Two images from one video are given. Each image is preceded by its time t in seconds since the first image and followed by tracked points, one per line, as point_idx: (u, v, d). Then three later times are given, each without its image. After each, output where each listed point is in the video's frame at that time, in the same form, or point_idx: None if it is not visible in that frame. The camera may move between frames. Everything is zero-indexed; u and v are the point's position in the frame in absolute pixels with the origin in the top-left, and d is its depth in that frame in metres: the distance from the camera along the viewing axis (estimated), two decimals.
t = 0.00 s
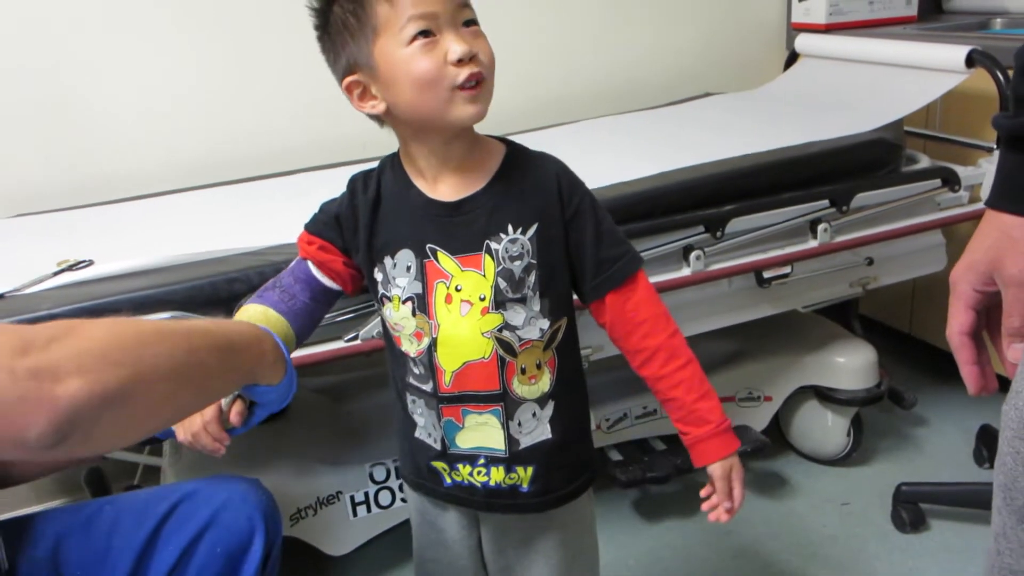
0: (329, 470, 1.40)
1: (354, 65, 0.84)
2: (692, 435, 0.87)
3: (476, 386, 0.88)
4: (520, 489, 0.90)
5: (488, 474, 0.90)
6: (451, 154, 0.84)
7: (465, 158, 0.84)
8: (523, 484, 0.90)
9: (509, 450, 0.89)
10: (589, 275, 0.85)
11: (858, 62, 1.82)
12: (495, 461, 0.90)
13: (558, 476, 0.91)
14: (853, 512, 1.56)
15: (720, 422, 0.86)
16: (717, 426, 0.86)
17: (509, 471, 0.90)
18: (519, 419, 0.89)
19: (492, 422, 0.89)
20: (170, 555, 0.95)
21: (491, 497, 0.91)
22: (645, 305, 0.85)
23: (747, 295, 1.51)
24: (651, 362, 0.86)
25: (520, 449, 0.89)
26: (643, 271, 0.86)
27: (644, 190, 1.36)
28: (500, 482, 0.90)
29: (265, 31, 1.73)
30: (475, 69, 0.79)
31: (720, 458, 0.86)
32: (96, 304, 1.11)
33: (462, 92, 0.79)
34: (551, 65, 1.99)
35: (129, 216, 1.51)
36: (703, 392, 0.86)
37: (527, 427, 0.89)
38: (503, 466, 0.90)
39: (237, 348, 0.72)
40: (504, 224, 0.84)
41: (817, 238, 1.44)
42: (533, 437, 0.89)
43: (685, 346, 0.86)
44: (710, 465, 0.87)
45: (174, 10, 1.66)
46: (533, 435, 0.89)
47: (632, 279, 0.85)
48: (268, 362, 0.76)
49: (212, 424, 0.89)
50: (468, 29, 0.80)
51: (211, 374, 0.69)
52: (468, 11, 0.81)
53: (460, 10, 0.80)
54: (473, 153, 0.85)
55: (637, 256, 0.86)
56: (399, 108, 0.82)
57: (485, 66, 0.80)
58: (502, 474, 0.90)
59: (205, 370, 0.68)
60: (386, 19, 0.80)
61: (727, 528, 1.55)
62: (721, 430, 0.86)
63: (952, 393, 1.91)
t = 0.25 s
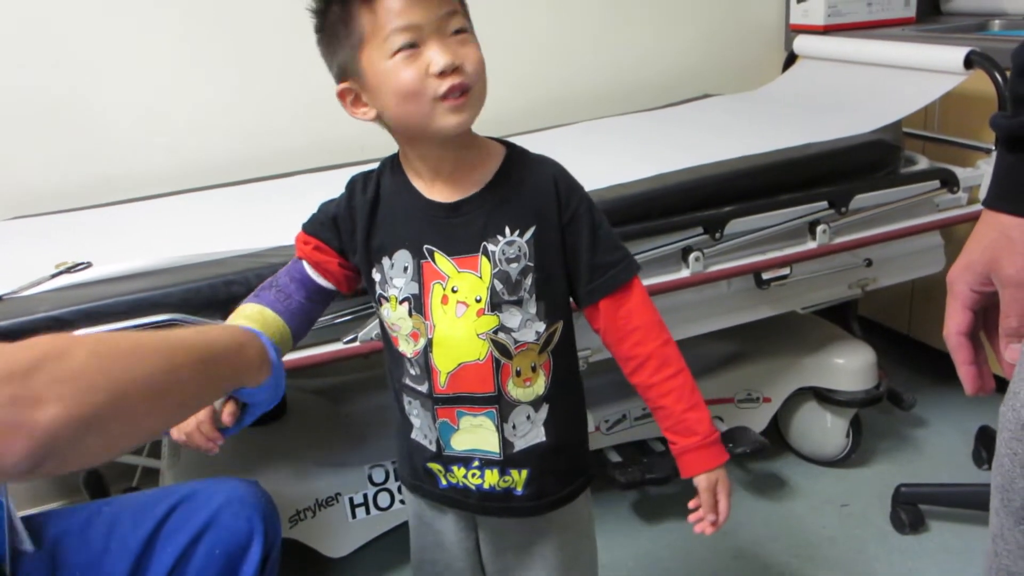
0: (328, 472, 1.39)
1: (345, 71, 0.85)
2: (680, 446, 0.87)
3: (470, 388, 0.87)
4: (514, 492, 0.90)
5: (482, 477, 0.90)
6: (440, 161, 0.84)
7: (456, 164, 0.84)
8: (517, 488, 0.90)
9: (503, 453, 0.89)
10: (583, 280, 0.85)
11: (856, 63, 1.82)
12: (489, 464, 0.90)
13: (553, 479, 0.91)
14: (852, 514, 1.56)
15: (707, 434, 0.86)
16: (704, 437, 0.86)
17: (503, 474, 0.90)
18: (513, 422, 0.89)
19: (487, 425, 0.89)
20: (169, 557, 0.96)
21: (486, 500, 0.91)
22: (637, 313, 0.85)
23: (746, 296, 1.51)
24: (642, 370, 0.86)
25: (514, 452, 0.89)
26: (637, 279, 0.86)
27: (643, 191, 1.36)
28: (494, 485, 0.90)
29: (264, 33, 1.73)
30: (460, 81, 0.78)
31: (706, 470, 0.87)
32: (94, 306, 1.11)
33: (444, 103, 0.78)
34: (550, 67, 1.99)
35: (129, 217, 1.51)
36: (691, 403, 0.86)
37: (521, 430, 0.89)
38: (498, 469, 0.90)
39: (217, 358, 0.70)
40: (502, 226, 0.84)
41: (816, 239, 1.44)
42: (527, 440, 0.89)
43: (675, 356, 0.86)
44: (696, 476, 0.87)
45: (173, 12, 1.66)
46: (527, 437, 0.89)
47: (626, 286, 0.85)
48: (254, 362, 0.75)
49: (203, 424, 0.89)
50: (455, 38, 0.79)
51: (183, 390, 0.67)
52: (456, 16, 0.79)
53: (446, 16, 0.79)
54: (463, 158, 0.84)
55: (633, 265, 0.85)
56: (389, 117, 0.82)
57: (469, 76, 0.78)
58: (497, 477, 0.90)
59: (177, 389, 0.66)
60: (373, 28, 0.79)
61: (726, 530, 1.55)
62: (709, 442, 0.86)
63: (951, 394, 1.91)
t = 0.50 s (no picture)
0: (327, 471, 1.39)
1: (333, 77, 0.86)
2: (662, 460, 0.85)
3: (455, 386, 0.87)
4: (497, 494, 0.89)
5: (465, 478, 0.89)
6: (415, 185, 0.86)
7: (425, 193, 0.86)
8: (500, 489, 0.89)
9: (486, 454, 0.88)
10: (575, 287, 0.85)
11: (856, 62, 1.82)
12: (472, 465, 0.88)
13: (536, 482, 0.89)
14: (852, 513, 1.56)
15: (689, 450, 0.85)
16: (686, 453, 0.85)
17: (486, 475, 0.88)
18: (497, 422, 0.88)
19: (470, 424, 0.88)
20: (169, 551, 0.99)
21: (468, 503, 0.89)
22: (628, 322, 0.85)
23: (745, 296, 1.51)
24: (629, 380, 0.85)
25: (497, 453, 0.88)
26: (630, 290, 0.86)
27: (642, 191, 1.36)
28: (477, 486, 0.89)
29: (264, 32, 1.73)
30: (391, 151, 0.79)
31: (687, 486, 0.85)
32: (93, 306, 1.11)
33: (387, 161, 0.81)
34: (549, 66, 1.98)
35: (129, 217, 1.51)
36: (675, 417, 0.85)
37: (505, 431, 0.88)
38: (480, 470, 0.89)
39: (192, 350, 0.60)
40: (496, 225, 0.84)
41: (815, 238, 1.44)
42: (511, 441, 0.88)
43: (662, 368, 0.86)
44: (676, 492, 0.85)
45: (173, 11, 1.66)
46: (511, 439, 0.88)
47: (618, 296, 0.85)
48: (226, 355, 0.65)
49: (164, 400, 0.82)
50: (383, 109, 0.77)
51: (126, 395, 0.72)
52: (384, 79, 0.76)
53: (372, 83, 0.76)
54: (432, 187, 0.85)
55: (627, 275, 0.85)
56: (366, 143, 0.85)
57: (402, 141, 0.78)
58: (480, 478, 0.89)
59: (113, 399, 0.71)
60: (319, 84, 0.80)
61: (725, 530, 1.55)
62: (691, 458, 0.85)
63: (950, 393, 1.91)
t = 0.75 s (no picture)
0: (326, 471, 1.40)
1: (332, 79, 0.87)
2: (634, 476, 0.85)
3: (440, 388, 0.86)
4: (481, 493, 0.89)
5: (450, 475, 0.89)
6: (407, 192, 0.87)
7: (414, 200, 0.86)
8: (484, 488, 0.88)
9: (469, 454, 0.88)
10: (563, 298, 0.83)
11: (855, 61, 1.82)
12: (456, 463, 0.88)
13: (520, 484, 0.88)
14: (851, 512, 1.56)
15: (661, 470, 0.85)
16: (658, 473, 0.84)
17: (470, 474, 0.88)
18: (482, 425, 0.87)
19: (453, 425, 0.87)
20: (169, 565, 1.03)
21: (453, 498, 0.90)
22: (612, 338, 0.83)
23: (744, 294, 1.51)
24: (609, 395, 0.85)
25: (480, 454, 0.88)
26: (619, 305, 0.84)
27: (641, 190, 1.36)
28: (461, 484, 0.89)
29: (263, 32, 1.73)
30: (372, 167, 0.80)
31: (656, 506, 0.85)
32: (93, 306, 1.11)
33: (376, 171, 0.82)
34: (548, 66, 1.98)
35: (130, 217, 1.51)
36: (651, 436, 0.84)
37: (490, 433, 0.88)
38: (465, 468, 0.89)
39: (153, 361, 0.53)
40: (483, 233, 0.83)
41: (813, 237, 1.44)
42: (495, 444, 0.88)
43: (645, 386, 0.85)
44: (644, 509, 0.85)
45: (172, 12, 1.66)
46: (495, 441, 0.88)
47: (604, 311, 0.83)
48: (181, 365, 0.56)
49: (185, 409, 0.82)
50: (355, 131, 0.78)
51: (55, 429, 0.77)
52: (347, 105, 0.76)
53: (337, 109, 0.76)
54: (422, 195, 0.85)
55: (618, 289, 0.84)
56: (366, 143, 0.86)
57: (377, 158, 0.79)
58: (463, 476, 0.89)
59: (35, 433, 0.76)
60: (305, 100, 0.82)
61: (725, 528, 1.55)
62: (663, 479, 0.85)
63: (950, 392, 1.91)
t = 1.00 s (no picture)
0: (326, 473, 1.40)
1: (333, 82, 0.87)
2: (630, 482, 0.85)
3: (439, 393, 0.86)
4: (481, 497, 0.89)
5: (450, 480, 0.89)
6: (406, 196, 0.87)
7: (413, 204, 0.86)
8: (485, 492, 0.88)
9: (469, 459, 0.88)
10: (562, 300, 0.83)
11: (854, 61, 1.82)
12: (456, 468, 0.88)
13: (520, 488, 0.88)
14: (852, 513, 1.56)
15: (657, 478, 0.84)
16: (653, 480, 0.84)
17: (470, 479, 0.88)
18: (481, 429, 0.87)
19: (453, 429, 0.87)
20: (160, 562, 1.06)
21: (453, 502, 0.90)
22: (610, 343, 0.83)
23: (743, 295, 1.51)
24: (607, 399, 0.84)
25: (480, 459, 0.88)
26: (617, 309, 0.84)
27: (640, 191, 1.36)
28: (461, 488, 0.89)
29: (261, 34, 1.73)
30: (370, 172, 0.81)
31: (650, 513, 0.84)
32: (92, 309, 1.11)
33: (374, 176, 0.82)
34: (547, 67, 1.99)
35: (129, 220, 1.52)
36: (647, 443, 0.83)
37: (490, 437, 0.87)
38: (465, 473, 0.88)
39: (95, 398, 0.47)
40: (481, 237, 0.82)
41: (813, 238, 1.44)
42: (495, 448, 0.87)
43: (643, 392, 0.84)
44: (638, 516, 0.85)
45: (170, 14, 1.66)
46: (495, 446, 0.88)
47: (603, 315, 0.83)
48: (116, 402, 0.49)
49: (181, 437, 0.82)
50: (352, 137, 0.78)
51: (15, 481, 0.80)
52: (343, 111, 0.76)
53: (333, 115, 0.77)
54: (421, 198, 0.85)
55: (617, 293, 0.83)
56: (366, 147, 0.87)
57: (375, 163, 0.79)
58: (463, 481, 0.89)
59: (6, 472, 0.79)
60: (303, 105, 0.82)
61: (725, 529, 1.55)
62: (658, 486, 0.84)
63: (950, 392, 1.90)
